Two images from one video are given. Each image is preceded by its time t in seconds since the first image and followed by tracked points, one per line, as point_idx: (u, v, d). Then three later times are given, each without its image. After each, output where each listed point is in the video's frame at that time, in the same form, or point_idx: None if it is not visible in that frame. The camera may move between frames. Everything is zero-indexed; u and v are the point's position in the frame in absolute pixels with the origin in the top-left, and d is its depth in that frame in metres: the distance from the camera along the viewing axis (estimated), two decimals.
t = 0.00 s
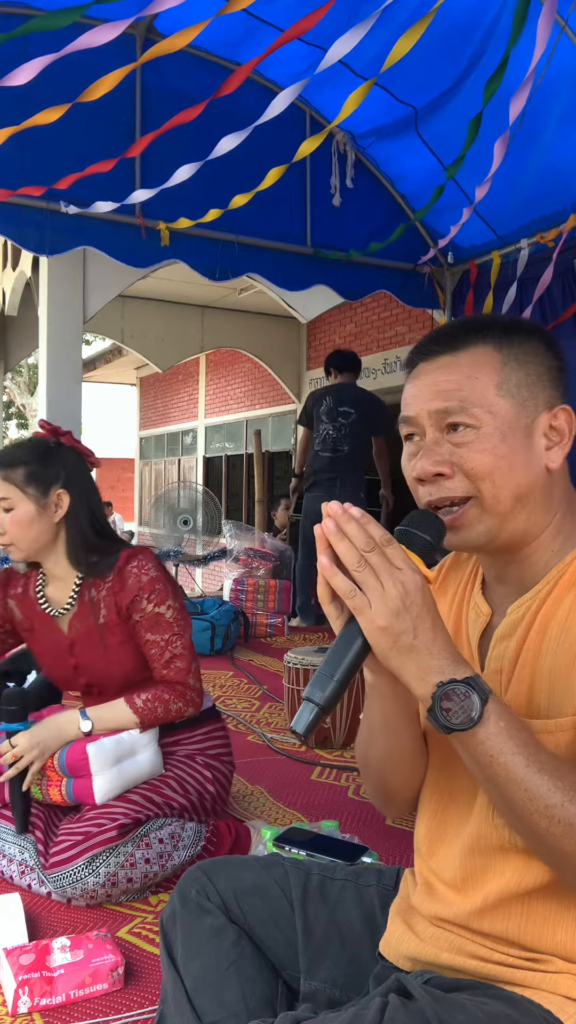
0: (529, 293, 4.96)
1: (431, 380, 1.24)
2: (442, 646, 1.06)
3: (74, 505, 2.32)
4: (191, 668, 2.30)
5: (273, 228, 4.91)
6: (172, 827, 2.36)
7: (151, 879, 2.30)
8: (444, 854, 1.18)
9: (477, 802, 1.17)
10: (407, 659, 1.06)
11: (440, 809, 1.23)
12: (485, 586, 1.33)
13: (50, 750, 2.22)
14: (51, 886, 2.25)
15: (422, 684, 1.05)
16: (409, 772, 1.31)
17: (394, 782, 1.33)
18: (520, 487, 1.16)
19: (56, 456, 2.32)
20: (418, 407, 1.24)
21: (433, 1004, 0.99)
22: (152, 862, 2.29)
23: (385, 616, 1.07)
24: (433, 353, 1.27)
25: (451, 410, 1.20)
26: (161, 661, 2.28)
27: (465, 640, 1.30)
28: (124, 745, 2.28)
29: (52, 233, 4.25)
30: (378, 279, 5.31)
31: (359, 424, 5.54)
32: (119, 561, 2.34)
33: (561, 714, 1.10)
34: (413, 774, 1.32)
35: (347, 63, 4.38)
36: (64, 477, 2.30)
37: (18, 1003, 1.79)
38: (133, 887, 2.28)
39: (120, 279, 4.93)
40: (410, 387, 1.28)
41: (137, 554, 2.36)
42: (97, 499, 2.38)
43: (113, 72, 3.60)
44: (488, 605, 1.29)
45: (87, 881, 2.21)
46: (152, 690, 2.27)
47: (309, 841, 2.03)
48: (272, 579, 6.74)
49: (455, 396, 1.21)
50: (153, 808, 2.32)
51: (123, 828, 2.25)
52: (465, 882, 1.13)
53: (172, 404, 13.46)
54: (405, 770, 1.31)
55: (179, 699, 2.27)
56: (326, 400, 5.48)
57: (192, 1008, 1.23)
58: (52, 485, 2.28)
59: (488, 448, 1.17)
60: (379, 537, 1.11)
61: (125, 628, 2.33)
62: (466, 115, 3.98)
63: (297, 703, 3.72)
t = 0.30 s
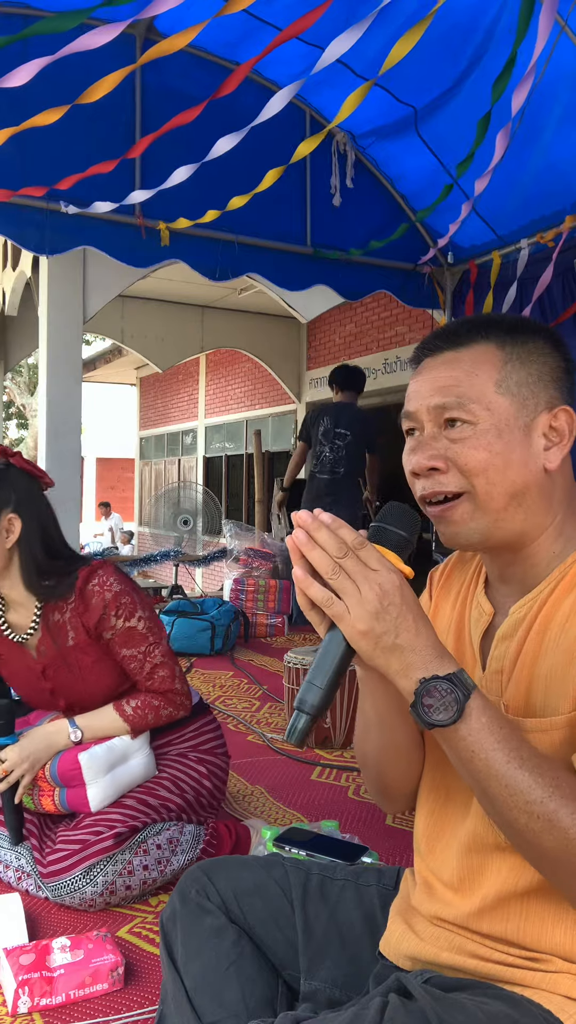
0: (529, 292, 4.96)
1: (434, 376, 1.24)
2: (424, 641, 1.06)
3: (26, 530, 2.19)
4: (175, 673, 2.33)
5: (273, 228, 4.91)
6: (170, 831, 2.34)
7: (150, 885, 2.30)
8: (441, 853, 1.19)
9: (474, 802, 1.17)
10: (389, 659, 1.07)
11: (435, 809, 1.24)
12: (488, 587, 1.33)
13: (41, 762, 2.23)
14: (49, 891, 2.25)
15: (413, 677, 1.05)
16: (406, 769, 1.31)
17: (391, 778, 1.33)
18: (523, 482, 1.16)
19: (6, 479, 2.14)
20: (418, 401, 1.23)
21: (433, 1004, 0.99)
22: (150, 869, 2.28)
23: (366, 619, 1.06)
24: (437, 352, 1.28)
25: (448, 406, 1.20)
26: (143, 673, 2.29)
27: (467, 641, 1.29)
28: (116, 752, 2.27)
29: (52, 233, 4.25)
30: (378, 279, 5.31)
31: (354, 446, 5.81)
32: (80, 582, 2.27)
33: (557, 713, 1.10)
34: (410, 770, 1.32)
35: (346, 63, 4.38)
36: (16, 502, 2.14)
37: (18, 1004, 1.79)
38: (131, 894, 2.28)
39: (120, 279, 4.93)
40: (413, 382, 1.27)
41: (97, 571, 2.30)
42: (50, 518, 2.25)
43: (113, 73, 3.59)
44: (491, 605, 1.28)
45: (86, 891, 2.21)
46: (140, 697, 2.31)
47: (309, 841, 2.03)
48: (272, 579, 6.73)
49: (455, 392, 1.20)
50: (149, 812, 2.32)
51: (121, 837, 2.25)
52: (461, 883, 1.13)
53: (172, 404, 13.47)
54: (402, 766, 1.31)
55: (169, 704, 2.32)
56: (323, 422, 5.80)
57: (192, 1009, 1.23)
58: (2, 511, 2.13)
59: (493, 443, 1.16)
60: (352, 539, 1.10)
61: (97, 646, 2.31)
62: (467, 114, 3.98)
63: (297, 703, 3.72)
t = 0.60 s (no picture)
0: (529, 292, 4.96)
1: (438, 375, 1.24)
2: (427, 641, 1.06)
3: (11, 542, 2.18)
4: (172, 676, 2.33)
5: (272, 228, 4.91)
6: (170, 832, 2.34)
7: (150, 886, 2.30)
8: (441, 854, 1.19)
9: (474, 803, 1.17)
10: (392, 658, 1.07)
11: (436, 810, 1.24)
12: (486, 587, 1.33)
13: (39, 764, 2.24)
14: (49, 892, 2.25)
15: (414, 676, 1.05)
16: (406, 770, 1.31)
17: (392, 779, 1.33)
18: (525, 481, 1.16)
19: None
20: (422, 400, 1.23)
21: (433, 1004, 0.99)
22: (150, 870, 2.28)
23: (369, 614, 1.07)
24: (439, 350, 1.28)
25: (454, 405, 1.20)
26: (139, 678, 2.29)
27: (467, 641, 1.29)
28: (114, 754, 2.27)
29: (52, 233, 4.25)
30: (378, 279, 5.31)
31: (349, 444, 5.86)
32: (69, 592, 2.26)
33: (555, 713, 1.10)
34: (410, 771, 1.32)
35: (346, 63, 4.38)
36: None
37: (18, 1003, 1.79)
38: (131, 895, 2.28)
39: (120, 279, 4.93)
40: (416, 380, 1.27)
41: (87, 578, 2.30)
42: (35, 527, 2.23)
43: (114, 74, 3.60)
44: (489, 605, 1.29)
45: (85, 893, 2.21)
46: (137, 700, 2.31)
47: (309, 841, 2.03)
48: (272, 579, 6.73)
49: (460, 389, 1.20)
50: (148, 813, 2.32)
51: (120, 837, 2.25)
52: (461, 883, 1.13)
53: (172, 404, 13.47)
54: (402, 767, 1.31)
55: (167, 707, 2.33)
56: (311, 429, 5.85)
57: (192, 1008, 1.23)
58: None
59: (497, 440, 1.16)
60: (362, 535, 1.10)
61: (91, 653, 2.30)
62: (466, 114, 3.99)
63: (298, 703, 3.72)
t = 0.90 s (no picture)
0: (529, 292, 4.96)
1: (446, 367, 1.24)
2: (426, 643, 1.06)
3: (10, 542, 2.17)
4: (173, 677, 2.33)
5: (272, 228, 4.91)
6: (170, 832, 2.34)
7: (150, 886, 2.30)
8: (441, 854, 1.19)
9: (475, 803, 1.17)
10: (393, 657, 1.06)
11: (436, 810, 1.24)
12: (485, 587, 1.33)
13: (40, 764, 2.23)
14: (49, 892, 2.25)
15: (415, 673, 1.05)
16: (406, 770, 1.31)
17: (393, 779, 1.32)
18: (525, 477, 1.16)
19: None
20: (425, 393, 1.23)
21: (433, 1003, 0.99)
22: (150, 869, 2.28)
23: (368, 617, 1.06)
24: (443, 349, 1.27)
25: (457, 394, 1.20)
26: (139, 678, 2.29)
27: (465, 643, 1.29)
28: (114, 754, 2.28)
29: (52, 233, 4.25)
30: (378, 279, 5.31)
31: (340, 443, 6.09)
32: (71, 591, 2.26)
33: (554, 715, 1.10)
34: (410, 771, 1.32)
35: (346, 63, 4.38)
36: None
37: (18, 1004, 1.79)
38: (132, 895, 2.28)
39: (120, 279, 4.93)
40: (419, 375, 1.27)
41: (88, 577, 2.30)
42: (34, 526, 2.22)
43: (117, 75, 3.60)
44: (488, 607, 1.28)
45: (85, 893, 2.21)
46: (138, 700, 2.31)
47: (309, 841, 2.03)
48: (272, 579, 6.73)
49: (464, 383, 1.20)
50: (148, 813, 2.32)
51: (120, 837, 2.25)
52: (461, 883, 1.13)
53: (172, 404, 13.47)
54: (402, 768, 1.31)
55: (167, 707, 2.33)
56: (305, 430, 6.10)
57: (192, 1008, 1.23)
58: None
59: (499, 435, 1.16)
60: (360, 537, 1.08)
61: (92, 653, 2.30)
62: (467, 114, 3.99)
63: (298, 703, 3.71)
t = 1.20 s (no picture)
0: (529, 292, 4.96)
1: (468, 354, 1.25)
2: (433, 647, 1.06)
3: (15, 537, 2.18)
4: (174, 677, 2.33)
5: (272, 228, 4.90)
6: (170, 832, 2.34)
7: (150, 885, 2.30)
8: (441, 858, 1.18)
9: (476, 806, 1.17)
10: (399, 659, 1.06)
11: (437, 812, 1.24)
12: (483, 587, 1.33)
13: (40, 763, 2.24)
14: (49, 892, 2.25)
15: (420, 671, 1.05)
16: (406, 773, 1.31)
17: (392, 781, 1.33)
18: (540, 465, 1.15)
19: None
20: (444, 378, 1.24)
21: (435, 1003, 0.99)
22: (150, 869, 2.28)
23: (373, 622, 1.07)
24: (460, 343, 1.29)
25: (477, 378, 1.21)
26: (140, 677, 2.29)
27: (464, 645, 1.29)
28: (115, 753, 2.28)
29: (52, 233, 4.25)
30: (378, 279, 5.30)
31: (336, 443, 6.28)
32: (76, 588, 2.27)
33: (558, 718, 1.10)
34: (410, 773, 1.32)
35: (346, 63, 4.38)
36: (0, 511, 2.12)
37: (18, 1004, 1.79)
38: (132, 895, 2.28)
39: (120, 279, 4.93)
40: (439, 362, 1.27)
41: (93, 575, 2.30)
42: (38, 520, 2.22)
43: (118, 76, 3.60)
44: (487, 607, 1.28)
45: (85, 892, 2.21)
46: (138, 700, 2.31)
47: (309, 841, 2.03)
48: (273, 579, 6.72)
49: (483, 372, 1.21)
50: (148, 814, 2.32)
51: (120, 837, 2.25)
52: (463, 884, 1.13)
53: (172, 404, 13.47)
54: (402, 770, 1.31)
55: (167, 707, 2.33)
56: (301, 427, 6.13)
57: (191, 1008, 1.23)
58: None
59: (508, 426, 1.15)
60: (366, 541, 1.09)
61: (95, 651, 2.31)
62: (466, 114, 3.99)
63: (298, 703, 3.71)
